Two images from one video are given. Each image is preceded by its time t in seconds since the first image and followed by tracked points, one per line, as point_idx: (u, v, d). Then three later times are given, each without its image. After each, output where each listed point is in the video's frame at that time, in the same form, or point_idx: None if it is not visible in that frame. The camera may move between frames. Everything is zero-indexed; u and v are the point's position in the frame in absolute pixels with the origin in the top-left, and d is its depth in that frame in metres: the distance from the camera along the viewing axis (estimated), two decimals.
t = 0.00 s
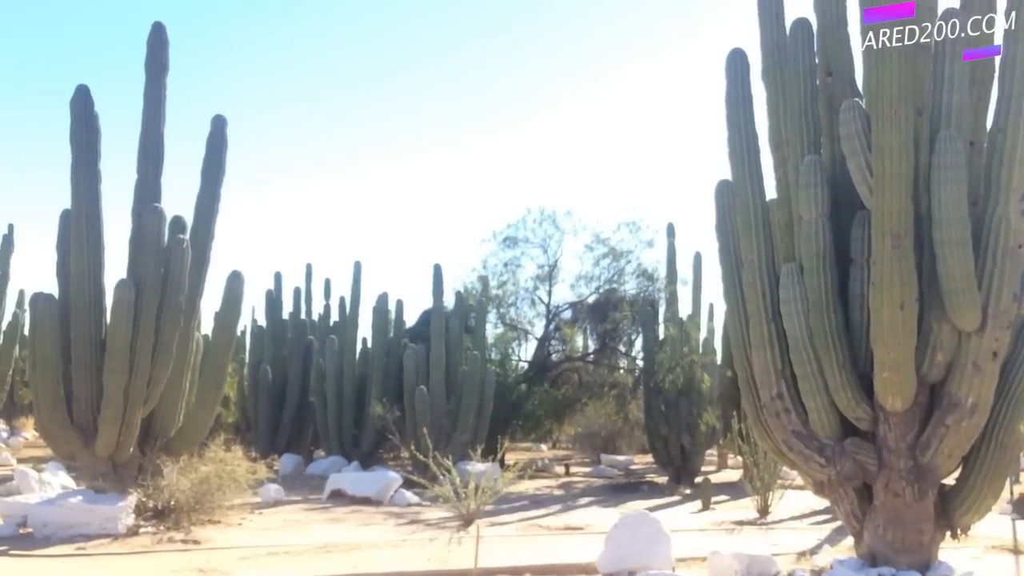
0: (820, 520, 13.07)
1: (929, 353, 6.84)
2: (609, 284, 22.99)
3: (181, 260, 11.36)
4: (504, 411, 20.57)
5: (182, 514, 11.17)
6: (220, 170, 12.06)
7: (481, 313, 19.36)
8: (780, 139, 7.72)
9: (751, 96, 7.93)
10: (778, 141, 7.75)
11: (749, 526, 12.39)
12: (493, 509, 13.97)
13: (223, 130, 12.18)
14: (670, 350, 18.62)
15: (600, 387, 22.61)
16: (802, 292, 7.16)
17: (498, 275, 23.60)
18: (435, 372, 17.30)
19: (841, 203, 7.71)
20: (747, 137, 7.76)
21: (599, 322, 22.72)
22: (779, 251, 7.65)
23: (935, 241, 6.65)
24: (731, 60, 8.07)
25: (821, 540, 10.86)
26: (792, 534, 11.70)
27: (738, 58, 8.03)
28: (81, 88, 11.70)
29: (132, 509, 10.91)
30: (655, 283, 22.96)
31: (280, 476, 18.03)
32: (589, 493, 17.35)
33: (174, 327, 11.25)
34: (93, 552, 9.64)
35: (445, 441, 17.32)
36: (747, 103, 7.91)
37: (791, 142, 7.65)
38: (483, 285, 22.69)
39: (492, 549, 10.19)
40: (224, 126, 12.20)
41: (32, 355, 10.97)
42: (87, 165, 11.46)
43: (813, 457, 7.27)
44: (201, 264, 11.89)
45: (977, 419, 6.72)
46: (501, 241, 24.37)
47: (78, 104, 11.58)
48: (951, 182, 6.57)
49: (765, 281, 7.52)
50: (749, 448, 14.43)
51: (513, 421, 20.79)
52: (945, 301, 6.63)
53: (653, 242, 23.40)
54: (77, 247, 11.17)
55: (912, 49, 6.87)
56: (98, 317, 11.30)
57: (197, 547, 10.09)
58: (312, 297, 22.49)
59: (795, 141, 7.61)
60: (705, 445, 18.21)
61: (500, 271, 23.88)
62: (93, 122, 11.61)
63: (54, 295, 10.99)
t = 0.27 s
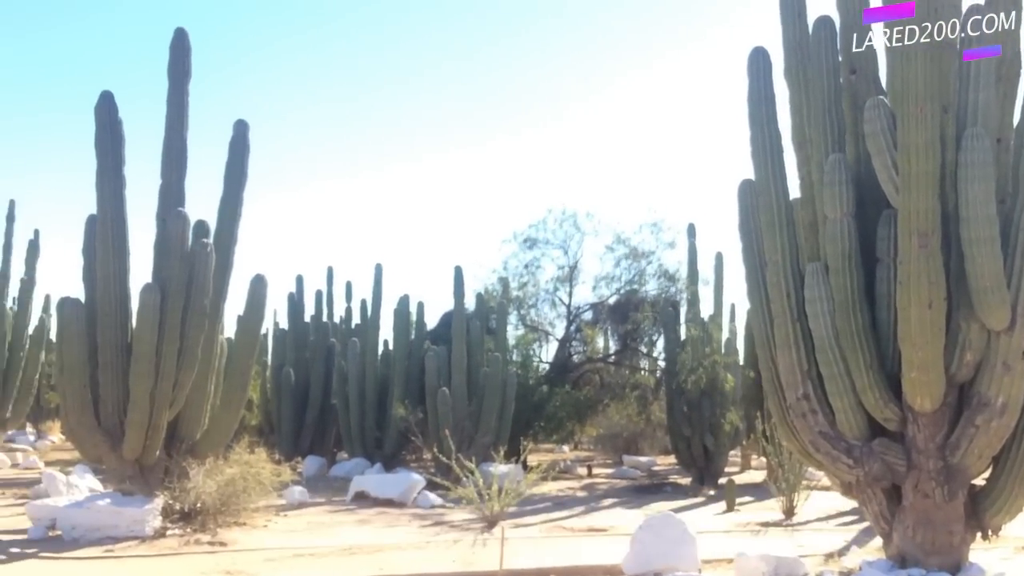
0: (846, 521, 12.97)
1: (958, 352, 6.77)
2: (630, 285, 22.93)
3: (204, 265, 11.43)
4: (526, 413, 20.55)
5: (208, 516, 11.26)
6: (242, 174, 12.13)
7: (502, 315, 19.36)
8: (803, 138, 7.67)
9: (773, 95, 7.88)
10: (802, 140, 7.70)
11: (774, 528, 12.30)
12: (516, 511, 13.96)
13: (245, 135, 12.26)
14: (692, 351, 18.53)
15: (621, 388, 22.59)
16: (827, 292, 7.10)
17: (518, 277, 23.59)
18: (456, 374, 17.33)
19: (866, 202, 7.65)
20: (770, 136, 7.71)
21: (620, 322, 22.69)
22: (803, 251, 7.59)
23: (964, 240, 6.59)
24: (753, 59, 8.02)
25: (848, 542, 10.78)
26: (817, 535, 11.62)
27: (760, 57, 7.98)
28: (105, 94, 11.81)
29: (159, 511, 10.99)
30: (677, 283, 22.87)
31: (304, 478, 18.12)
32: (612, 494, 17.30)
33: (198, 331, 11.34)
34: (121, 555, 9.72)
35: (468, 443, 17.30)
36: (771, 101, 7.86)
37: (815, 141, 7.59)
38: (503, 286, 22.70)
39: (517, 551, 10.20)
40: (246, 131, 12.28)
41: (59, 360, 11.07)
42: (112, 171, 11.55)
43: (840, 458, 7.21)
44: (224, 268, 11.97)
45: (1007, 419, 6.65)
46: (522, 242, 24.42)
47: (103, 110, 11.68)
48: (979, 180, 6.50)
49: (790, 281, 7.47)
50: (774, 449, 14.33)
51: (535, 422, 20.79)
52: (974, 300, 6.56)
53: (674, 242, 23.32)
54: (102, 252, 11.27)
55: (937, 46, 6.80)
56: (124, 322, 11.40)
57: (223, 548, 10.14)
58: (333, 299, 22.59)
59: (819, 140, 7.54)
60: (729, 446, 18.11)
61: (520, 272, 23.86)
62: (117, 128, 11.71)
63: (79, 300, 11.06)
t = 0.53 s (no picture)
0: (900, 522, 12.75)
1: (1016, 348, 6.63)
2: (673, 285, 22.80)
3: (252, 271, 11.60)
4: (571, 414, 20.54)
5: (261, 519, 11.43)
6: (288, 182, 12.30)
7: (545, 316, 19.37)
8: (851, 133, 7.56)
9: (819, 90, 7.79)
10: (849, 135, 7.58)
11: (826, 529, 12.13)
12: (564, 512, 13.95)
13: (290, 143, 12.42)
14: (738, 350, 18.36)
15: (667, 389, 22.52)
16: (879, 288, 6.99)
17: (561, 278, 23.58)
18: (501, 376, 17.41)
19: (917, 197, 7.52)
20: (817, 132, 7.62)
21: (664, 322, 22.58)
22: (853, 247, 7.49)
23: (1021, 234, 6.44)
24: (797, 55, 7.93)
25: (903, 542, 10.61)
26: (871, 536, 11.45)
27: (804, 52, 7.89)
28: (154, 105, 12.04)
29: (213, 515, 11.18)
30: (721, 283, 22.69)
31: (352, 481, 18.29)
32: (659, 495, 17.21)
33: (248, 337, 11.51)
34: (178, 557, 9.91)
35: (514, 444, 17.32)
36: (816, 97, 7.77)
37: (863, 136, 7.49)
38: (546, 288, 22.72)
39: (566, 552, 10.19)
40: (291, 139, 12.44)
41: (114, 367, 11.30)
42: (162, 180, 11.78)
43: (895, 457, 7.10)
44: (272, 274, 12.14)
45: None
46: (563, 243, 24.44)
47: (152, 121, 11.91)
48: None
49: (840, 278, 7.36)
50: (824, 449, 14.15)
51: (580, 423, 20.77)
52: None
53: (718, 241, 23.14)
54: (154, 261, 11.50)
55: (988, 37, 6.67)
56: (176, 329, 11.62)
57: (277, 550, 10.28)
58: (377, 303, 22.79)
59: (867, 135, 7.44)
60: (777, 446, 17.92)
61: (562, 273, 23.85)
62: (166, 138, 11.94)
63: (133, 308, 11.28)
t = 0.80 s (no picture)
0: (955, 524, 12.51)
1: None
2: (719, 285, 22.62)
3: (301, 276, 11.74)
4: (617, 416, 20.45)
5: (311, 520, 11.56)
6: (334, 186, 12.44)
7: (590, 318, 19.33)
8: (902, 130, 7.44)
9: (869, 86, 7.67)
10: (902, 131, 7.47)
11: (879, 532, 11.93)
12: (610, 514, 13.91)
13: (336, 148, 12.56)
14: (786, 351, 18.14)
15: (712, 390, 22.27)
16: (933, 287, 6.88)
17: (604, 279, 23.51)
18: (546, 378, 17.35)
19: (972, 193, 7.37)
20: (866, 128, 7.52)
21: (710, 323, 22.53)
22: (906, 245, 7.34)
23: None
24: (846, 51, 7.82)
25: (958, 545, 10.43)
26: (924, 538, 11.26)
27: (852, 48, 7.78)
28: (204, 114, 12.26)
29: (264, 516, 11.35)
30: (768, 283, 22.47)
31: (399, 483, 18.41)
32: (707, 498, 17.08)
33: (296, 341, 11.66)
34: (231, 558, 10.07)
35: (559, 447, 17.32)
36: (868, 94, 7.65)
37: (914, 132, 7.37)
38: (589, 290, 22.65)
39: (614, 555, 10.17)
40: (337, 144, 12.58)
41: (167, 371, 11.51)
42: (212, 188, 11.98)
43: (951, 459, 6.97)
44: (319, 279, 12.29)
45: None
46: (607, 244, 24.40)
47: (202, 129, 12.13)
48: None
49: (893, 278, 7.24)
50: (876, 450, 13.92)
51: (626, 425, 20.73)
52: None
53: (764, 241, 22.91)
54: (205, 267, 11.71)
55: None
56: (226, 334, 11.82)
57: (327, 552, 10.40)
58: (422, 306, 22.94)
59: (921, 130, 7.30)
60: (826, 449, 17.70)
61: (606, 274, 23.79)
62: (215, 146, 12.14)
63: (184, 313, 11.50)
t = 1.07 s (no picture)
0: (993, 532, 12.32)
1: None
2: (751, 289, 22.44)
3: (335, 279, 11.83)
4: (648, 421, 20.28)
5: (344, 521, 11.64)
6: (367, 190, 12.53)
7: (621, 321, 19.26)
8: (941, 135, 7.38)
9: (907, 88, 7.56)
10: (940, 133, 7.38)
11: (916, 539, 11.78)
12: (641, 518, 13.86)
13: (369, 152, 12.65)
14: (820, 355, 17.94)
15: (743, 393, 21.90)
16: (972, 291, 6.84)
17: (636, 283, 23.41)
18: (577, 382, 17.29)
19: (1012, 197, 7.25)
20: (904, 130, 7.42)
21: (742, 326, 22.22)
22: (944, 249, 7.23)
23: None
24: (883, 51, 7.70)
25: (997, 553, 10.28)
26: (962, 545, 11.11)
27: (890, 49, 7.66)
28: (239, 119, 12.39)
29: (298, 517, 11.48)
30: (801, 286, 22.25)
31: (430, 486, 18.49)
32: (739, 503, 16.96)
33: (330, 344, 11.76)
34: (265, 558, 10.17)
35: (590, 450, 17.28)
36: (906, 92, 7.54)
37: (954, 137, 7.29)
38: (620, 293, 22.57)
39: (646, 559, 10.13)
40: (370, 149, 12.66)
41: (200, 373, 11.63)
42: (247, 192, 12.11)
43: (990, 465, 6.94)
44: (353, 282, 12.38)
45: None
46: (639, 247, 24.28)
47: (238, 135, 12.28)
48: None
49: (932, 283, 7.14)
50: (911, 456, 13.73)
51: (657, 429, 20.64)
52: None
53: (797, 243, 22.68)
54: (241, 271, 11.88)
55: None
56: (261, 337, 11.95)
57: (360, 553, 10.49)
58: (453, 309, 22.99)
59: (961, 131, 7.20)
60: (860, 454, 17.49)
61: (638, 277, 23.67)
62: (250, 150, 12.27)
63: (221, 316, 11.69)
